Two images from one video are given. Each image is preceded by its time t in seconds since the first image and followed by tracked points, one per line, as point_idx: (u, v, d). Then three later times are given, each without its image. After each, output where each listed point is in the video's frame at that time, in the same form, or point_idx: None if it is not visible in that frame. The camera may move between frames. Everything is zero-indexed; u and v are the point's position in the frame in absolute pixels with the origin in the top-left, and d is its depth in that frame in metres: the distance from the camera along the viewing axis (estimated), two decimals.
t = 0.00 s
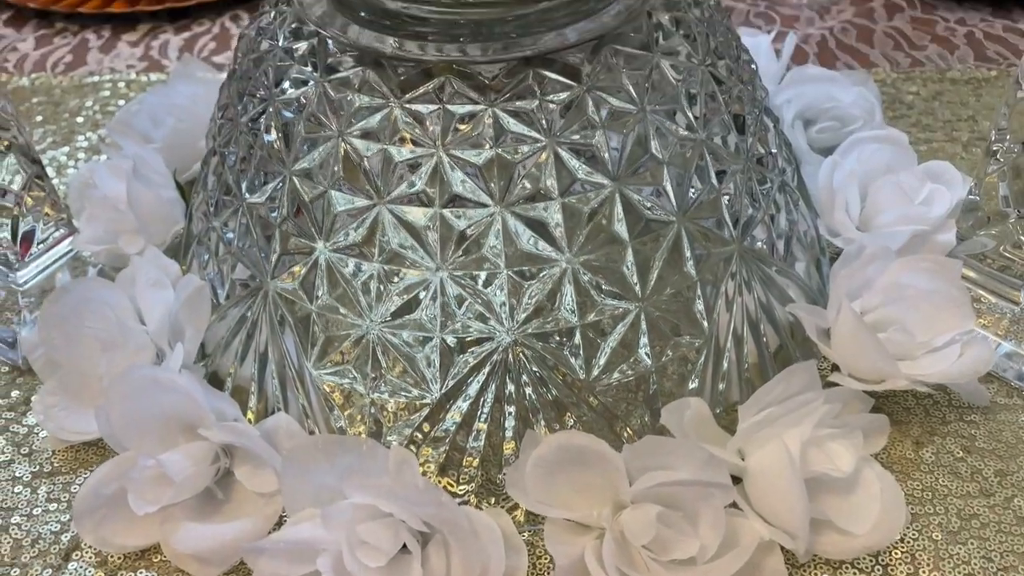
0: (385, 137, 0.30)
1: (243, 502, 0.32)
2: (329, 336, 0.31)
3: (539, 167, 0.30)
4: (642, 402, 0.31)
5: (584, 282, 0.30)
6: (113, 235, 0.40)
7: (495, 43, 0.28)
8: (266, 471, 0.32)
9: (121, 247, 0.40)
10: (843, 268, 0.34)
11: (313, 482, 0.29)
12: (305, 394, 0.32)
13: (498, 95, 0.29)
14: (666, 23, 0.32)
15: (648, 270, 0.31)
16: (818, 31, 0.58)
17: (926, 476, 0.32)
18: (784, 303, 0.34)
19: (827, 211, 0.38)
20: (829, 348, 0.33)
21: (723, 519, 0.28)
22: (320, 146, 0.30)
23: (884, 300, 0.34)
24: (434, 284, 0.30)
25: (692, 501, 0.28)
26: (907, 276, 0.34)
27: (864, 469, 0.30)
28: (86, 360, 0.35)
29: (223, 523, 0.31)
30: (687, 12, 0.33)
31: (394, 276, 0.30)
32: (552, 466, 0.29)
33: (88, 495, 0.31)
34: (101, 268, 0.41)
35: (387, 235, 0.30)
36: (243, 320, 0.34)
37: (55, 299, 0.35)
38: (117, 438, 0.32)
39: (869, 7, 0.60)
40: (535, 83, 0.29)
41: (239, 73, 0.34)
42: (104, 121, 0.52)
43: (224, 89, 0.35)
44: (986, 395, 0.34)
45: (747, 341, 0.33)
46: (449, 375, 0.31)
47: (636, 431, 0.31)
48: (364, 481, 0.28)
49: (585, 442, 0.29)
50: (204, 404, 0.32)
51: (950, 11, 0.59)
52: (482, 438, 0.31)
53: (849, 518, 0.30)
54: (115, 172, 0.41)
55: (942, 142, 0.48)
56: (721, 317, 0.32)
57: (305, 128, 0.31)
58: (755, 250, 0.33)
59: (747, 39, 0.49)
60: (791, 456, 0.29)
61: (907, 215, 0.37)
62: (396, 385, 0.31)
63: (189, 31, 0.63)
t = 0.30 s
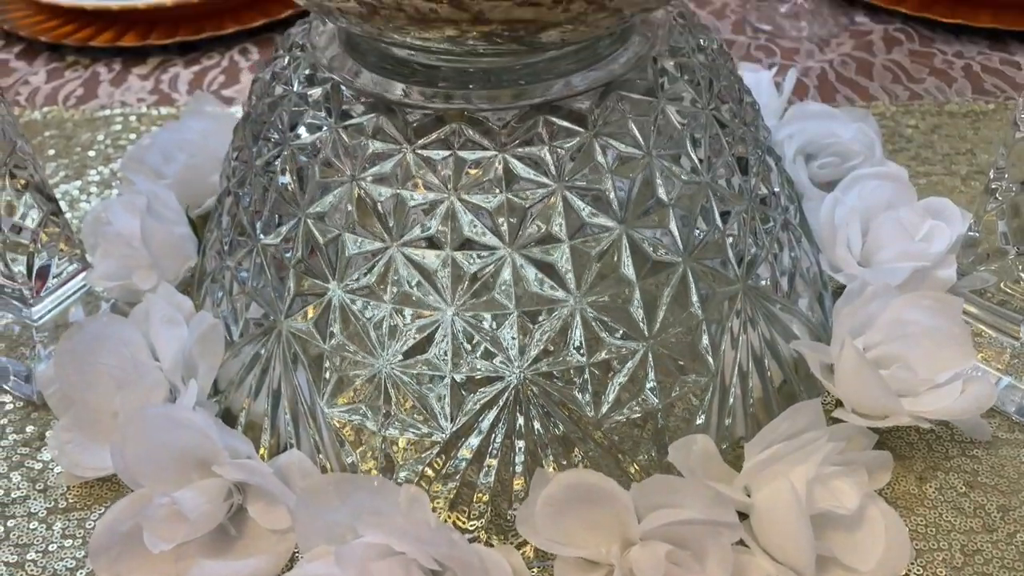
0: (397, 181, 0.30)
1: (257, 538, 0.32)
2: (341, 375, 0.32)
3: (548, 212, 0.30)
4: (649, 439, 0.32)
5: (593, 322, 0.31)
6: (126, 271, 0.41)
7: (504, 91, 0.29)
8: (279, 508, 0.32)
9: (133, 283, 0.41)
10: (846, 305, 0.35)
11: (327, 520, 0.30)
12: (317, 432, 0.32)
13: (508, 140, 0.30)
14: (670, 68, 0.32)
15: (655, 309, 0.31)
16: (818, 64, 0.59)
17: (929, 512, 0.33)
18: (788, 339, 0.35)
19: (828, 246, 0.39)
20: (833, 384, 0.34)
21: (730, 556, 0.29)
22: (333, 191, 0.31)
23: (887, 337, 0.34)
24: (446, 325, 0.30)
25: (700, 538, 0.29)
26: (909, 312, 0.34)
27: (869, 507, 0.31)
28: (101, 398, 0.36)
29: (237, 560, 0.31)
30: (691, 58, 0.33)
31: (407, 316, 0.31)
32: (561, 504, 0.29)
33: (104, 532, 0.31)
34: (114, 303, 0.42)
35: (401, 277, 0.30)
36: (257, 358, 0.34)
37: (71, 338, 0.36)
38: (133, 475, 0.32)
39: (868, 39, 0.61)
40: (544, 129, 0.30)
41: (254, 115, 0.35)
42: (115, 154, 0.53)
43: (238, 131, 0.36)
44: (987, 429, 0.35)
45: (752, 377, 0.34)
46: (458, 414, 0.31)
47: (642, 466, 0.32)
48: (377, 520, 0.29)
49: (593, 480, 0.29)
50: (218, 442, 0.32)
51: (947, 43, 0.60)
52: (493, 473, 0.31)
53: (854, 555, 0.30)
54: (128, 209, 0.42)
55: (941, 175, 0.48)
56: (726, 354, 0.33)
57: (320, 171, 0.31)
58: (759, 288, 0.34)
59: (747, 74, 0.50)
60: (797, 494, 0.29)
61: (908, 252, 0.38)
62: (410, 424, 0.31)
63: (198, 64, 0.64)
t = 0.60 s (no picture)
0: (406, 229, 0.31)
1: None
2: (351, 417, 0.33)
3: (553, 259, 0.31)
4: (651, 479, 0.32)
5: (595, 366, 0.32)
6: (138, 310, 0.42)
7: (510, 139, 0.30)
8: (289, 546, 0.32)
9: (145, 322, 0.41)
10: (842, 346, 0.36)
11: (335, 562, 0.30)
12: (326, 470, 0.33)
13: (514, 190, 0.31)
14: (669, 118, 0.33)
15: (656, 352, 0.32)
16: (815, 99, 0.60)
17: (925, 550, 0.33)
18: (787, 378, 0.36)
19: (825, 286, 0.40)
20: (832, 424, 0.34)
21: None
22: (344, 238, 0.32)
23: (883, 377, 0.35)
24: (453, 369, 0.31)
25: None
26: (904, 353, 0.35)
27: (866, 546, 0.31)
28: (114, 435, 0.37)
29: None
30: (689, 107, 0.35)
31: (415, 360, 0.32)
32: (564, 544, 0.29)
33: (119, 569, 0.33)
34: (126, 339, 0.43)
35: (409, 321, 0.31)
36: (267, 398, 0.35)
37: (87, 376, 0.37)
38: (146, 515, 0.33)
39: (863, 74, 0.62)
40: (549, 179, 0.31)
41: (266, 162, 0.36)
42: (126, 190, 0.54)
43: (250, 176, 0.37)
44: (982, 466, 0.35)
45: (751, 416, 0.34)
46: (465, 454, 0.32)
47: (644, 504, 0.32)
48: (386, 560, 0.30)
49: (596, 521, 0.29)
50: (230, 481, 0.33)
51: (941, 78, 0.61)
52: (499, 509, 0.32)
53: None
54: (140, 248, 0.43)
55: (935, 212, 0.49)
56: (726, 394, 0.33)
57: (331, 219, 0.32)
58: (758, 329, 0.35)
59: (744, 111, 0.51)
60: (795, 534, 0.30)
61: (904, 291, 0.39)
62: (417, 463, 0.32)
63: (206, 98, 0.65)
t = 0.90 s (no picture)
0: (418, 270, 0.32)
1: None
2: (362, 453, 0.33)
3: (562, 298, 0.32)
4: (657, 513, 0.33)
5: (604, 403, 0.32)
6: (151, 342, 0.42)
7: (518, 182, 0.31)
8: None
9: (158, 354, 0.42)
10: (844, 380, 0.36)
11: None
12: (337, 503, 0.34)
13: (524, 231, 0.31)
14: (673, 159, 0.34)
15: (662, 388, 0.33)
16: (815, 129, 0.61)
17: None
18: (789, 411, 0.36)
19: (826, 319, 0.40)
20: (836, 457, 0.35)
21: None
22: (356, 278, 0.33)
23: (884, 411, 0.36)
24: (464, 406, 0.32)
25: None
26: (904, 387, 0.36)
27: None
28: (129, 468, 0.37)
29: None
30: (692, 148, 0.35)
31: (426, 397, 0.32)
32: None
33: None
34: (138, 371, 0.43)
35: (421, 359, 0.32)
36: (279, 433, 0.35)
37: (102, 410, 0.37)
38: (160, 547, 0.34)
39: (862, 105, 0.63)
40: (557, 221, 0.32)
41: (280, 201, 0.37)
42: (137, 221, 0.55)
43: (264, 214, 0.38)
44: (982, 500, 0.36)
45: (755, 450, 0.35)
46: (474, 488, 0.32)
47: (649, 537, 0.33)
48: None
49: (604, 557, 0.30)
50: (244, 514, 0.33)
51: (939, 109, 0.62)
52: (508, 542, 0.32)
53: None
54: (154, 281, 0.44)
55: (934, 243, 0.50)
56: (730, 429, 0.34)
57: (345, 259, 0.33)
58: (761, 365, 0.35)
59: (745, 145, 0.52)
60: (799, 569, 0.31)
61: (905, 324, 0.39)
62: (425, 498, 0.32)
63: (215, 128, 0.66)
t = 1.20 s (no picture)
0: (431, 303, 0.32)
1: None
2: (375, 483, 0.33)
3: (573, 331, 0.32)
4: (666, 543, 0.33)
5: (613, 435, 0.33)
6: (165, 371, 0.43)
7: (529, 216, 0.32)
8: None
9: (171, 382, 0.43)
10: (850, 411, 0.37)
11: None
12: (349, 531, 0.34)
13: (536, 265, 0.32)
14: (681, 194, 0.35)
15: (671, 420, 0.33)
16: (817, 156, 0.62)
17: None
18: (796, 440, 0.37)
19: (831, 347, 0.41)
20: (841, 487, 0.35)
21: None
22: (371, 310, 0.33)
23: (890, 441, 0.36)
24: (476, 438, 0.32)
25: None
26: (909, 417, 0.36)
27: None
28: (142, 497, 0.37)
29: None
30: (699, 183, 0.36)
31: (438, 428, 0.33)
32: None
33: None
34: (151, 398, 0.44)
35: (434, 392, 0.32)
36: (293, 462, 0.36)
37: (115, 439, 0.37)
38: None
39: (863, 131, 0.64)
40: (568, 255, 0.32)
41: (294, 233, 0.37)
42: (148, 248, 0.56)
43: (277, 246, 0.39)
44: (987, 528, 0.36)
45: (762, 480, 0.35)
46: (485, 519, 0.33)
47: (658, 566, 0.33)
48: None
49: None
50: (257, 544, 0.34)
51: (939, 136, 0.63)
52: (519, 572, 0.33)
53: None
54: (166, 310, 0.44)
55: (936, 270, 0.51)
56: (737, 460, 0.34)
57: (359, 292, 0.34)
58: (768, 395, 0.36)
59: (749, 173, 0.52)
60: None
61: (908, 353, 0.40)
62: (436, 527, 0.33)
63: (224, 154, 0.66)
